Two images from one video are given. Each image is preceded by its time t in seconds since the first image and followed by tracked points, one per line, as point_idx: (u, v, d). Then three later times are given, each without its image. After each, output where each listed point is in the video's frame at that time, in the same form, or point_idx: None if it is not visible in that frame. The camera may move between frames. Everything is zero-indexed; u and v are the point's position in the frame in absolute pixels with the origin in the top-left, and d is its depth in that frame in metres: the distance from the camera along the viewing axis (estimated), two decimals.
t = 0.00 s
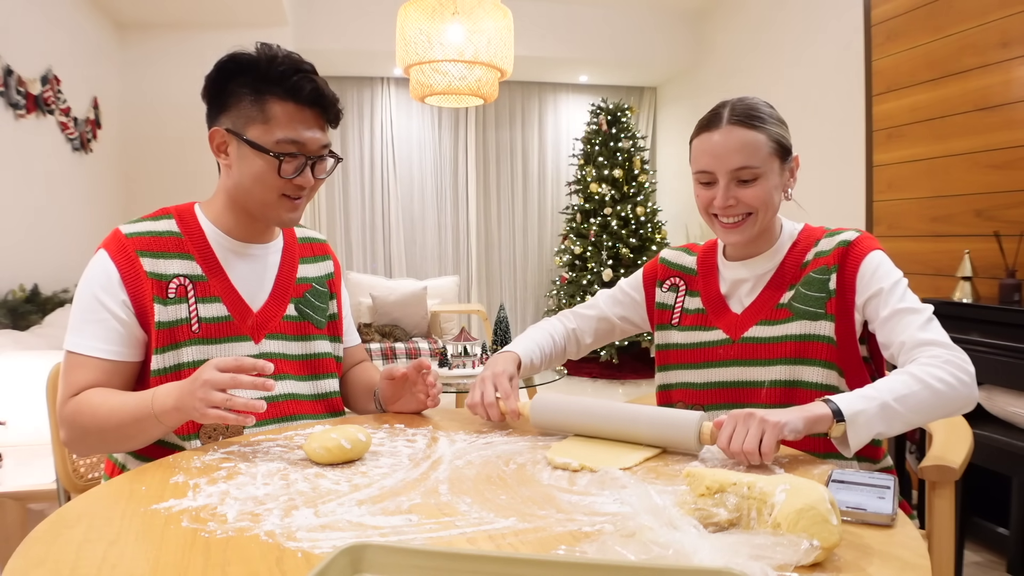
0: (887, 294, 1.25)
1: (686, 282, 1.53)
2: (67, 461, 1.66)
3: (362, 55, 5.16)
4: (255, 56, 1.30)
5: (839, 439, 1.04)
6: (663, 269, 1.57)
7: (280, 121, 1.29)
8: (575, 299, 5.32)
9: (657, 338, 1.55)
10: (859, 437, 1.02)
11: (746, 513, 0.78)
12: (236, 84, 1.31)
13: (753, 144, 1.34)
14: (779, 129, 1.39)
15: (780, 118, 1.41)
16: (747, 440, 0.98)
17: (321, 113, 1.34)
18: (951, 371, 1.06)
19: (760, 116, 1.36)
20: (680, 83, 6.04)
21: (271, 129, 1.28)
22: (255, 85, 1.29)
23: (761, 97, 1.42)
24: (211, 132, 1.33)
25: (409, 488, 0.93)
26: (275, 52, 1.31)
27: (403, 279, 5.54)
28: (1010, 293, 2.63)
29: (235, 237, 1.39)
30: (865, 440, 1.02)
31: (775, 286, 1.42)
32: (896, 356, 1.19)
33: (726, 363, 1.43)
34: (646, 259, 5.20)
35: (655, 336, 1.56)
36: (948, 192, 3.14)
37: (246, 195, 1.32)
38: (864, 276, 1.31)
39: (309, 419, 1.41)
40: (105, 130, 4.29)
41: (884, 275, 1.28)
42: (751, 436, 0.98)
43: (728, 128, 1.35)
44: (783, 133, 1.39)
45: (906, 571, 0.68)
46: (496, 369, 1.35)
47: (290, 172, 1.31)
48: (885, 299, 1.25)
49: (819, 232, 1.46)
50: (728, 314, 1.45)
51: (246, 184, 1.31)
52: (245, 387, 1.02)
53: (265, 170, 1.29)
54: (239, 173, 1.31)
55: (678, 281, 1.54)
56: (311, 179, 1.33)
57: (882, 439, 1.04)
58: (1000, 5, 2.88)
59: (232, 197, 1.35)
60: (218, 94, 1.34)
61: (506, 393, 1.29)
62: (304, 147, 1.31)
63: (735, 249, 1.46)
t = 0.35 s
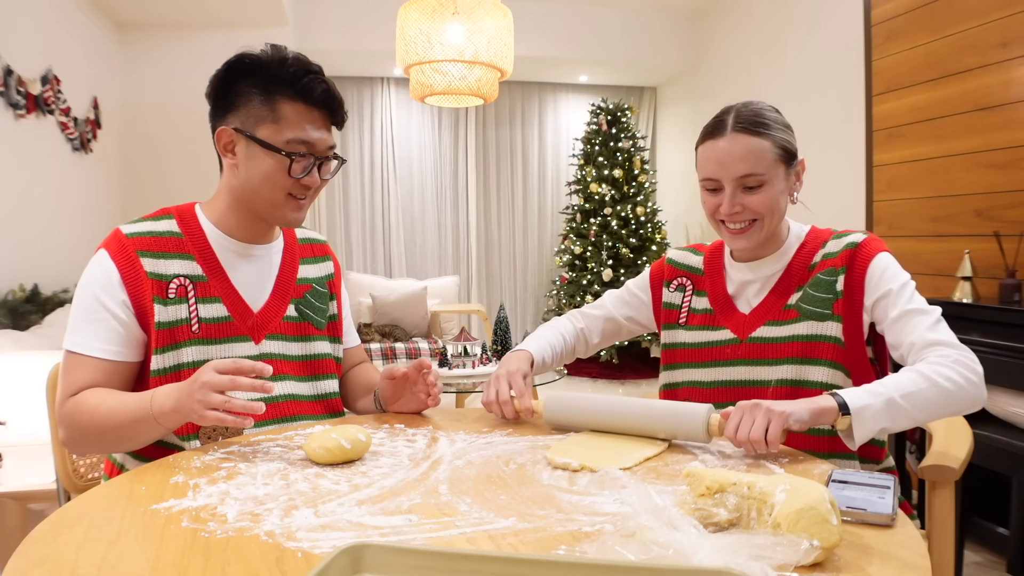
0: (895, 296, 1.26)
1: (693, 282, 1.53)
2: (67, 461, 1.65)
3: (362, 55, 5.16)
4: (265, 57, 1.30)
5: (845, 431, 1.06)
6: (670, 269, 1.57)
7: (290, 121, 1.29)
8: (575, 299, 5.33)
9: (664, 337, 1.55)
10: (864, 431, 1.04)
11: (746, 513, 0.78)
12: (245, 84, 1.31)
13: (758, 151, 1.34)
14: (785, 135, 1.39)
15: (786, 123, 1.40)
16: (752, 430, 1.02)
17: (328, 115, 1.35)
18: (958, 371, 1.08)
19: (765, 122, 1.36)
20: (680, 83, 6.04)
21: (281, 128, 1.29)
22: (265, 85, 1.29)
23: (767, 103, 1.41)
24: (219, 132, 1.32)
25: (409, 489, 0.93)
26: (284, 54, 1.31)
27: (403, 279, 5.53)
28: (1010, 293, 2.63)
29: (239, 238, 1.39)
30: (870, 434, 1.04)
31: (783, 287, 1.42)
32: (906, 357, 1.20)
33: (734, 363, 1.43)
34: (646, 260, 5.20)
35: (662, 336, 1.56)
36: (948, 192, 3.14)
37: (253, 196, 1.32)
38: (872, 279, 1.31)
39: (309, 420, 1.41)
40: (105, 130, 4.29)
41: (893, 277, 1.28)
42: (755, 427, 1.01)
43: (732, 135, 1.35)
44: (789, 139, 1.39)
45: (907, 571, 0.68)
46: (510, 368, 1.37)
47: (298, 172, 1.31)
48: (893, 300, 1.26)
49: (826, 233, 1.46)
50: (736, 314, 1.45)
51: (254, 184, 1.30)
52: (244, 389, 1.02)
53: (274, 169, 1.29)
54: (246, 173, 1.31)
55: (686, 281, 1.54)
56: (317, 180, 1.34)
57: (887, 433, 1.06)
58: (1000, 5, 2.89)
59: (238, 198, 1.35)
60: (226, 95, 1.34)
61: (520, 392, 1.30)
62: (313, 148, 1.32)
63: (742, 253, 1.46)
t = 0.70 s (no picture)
0: (911, 309, 1.27)
1: (697, 287, 1.53)
2: (68, 461, 1.65)
3: (362, 55, 5.16)
4: (274, 57, 1.30)
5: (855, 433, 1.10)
6: (674, 279, 1.57)
7: (297, 120, 1.29)
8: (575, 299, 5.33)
9: (671, 344, 1.55)
10: (875, 436, 1.07)
11: (746, 513, 0.78)
12: (253, 84, 1.32)
13: (761, 144, 1.35)
14: (789, 132, 1.39)
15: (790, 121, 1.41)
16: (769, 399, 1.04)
17: (333, 116, 1.36)
18: (971, 393, 1.12)
19: (768, 118, 1.37)
20: (680, 83, 6.04)
21: (288, 128, 1.29)
22: (272, 85, 1.30)
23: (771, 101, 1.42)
24: (226, 130, 1.32)
25: (409, 488, 0.93)
26: (293, 54, 1.32)
27: (403, 279, 5.53)
28: (1010, 293, 2.63)
29: (243, 238, 1.39)
30: (880, 440, 1.08)
31: (791, 288, 1.41)
32: (919, 371, 1.22)
33: (743, 365, 1.43)
34: (646, 259, 5.20)
35: (670, 343, 1.55)
36: (948, 192, 3.15)
37: (258, 195, 1.32)
38: (884, 286, 1.32)
39: (310, 419, 1.41)
40: (105, 130, 4.29)
41: (904, 288, 1.30)
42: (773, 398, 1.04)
43: (735, 129, 1.36)
44: (793, 135, 1.39)
45: (907, 571, 0.68)
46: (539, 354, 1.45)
47: (305, 172, 1.30)
48: (909, 313, 1.27)
49: (833, 236, 1.46)
50: (743, 316, 1.45)
51: (260, 182, 1.30)
52: (243, 383, 1.02)
53: (281, 168, 1.29)
54: (252, 172, 1.30)
55: (690, 287, 1.54)
56: (322, 180, 1.34)
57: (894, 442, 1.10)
58: (1000, 5, 2.88)
59: (243, 196, 1.35)
60: (233, 95, 1.34)
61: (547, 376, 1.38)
62: (319, 147, 1.32)
63: (748, 250, 1.46)
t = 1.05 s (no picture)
0: (918, 317, 1.28)
1: (694, 290, 1.53)
2: (67, 461, 1.65)
3: (362, 55, 5.16)
4: (280, 58, 1.30)
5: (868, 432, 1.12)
6: (670, 282, 1.57)
7: (302, 120, 1.29)
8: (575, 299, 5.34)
9: (670, 348, 1.54)
10: (888, 436, 1.10)
11: (746, 513, 0.78)
12: (258, 84, 1.32)
13: (756, 147, 1.34)
14: (784, 132, 1.39)
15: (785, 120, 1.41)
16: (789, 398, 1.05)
17: (338, 117, 1.37)
18: (979, 399, 1.13)
19: (762, 119, 1.36)
20: (680, 83, 6.04)
21: (293, 128, 1.29)
22: (277, 86, 1.30)
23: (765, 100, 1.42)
24: (230, 130, 1.32)
25: (409, 488, 0.93)
26: (298, 55, 1.32)
27: (403, 279, 5.53)
28: (1010, 293, 2.63)
29: (246, 237, 1.39)
30: (892, 441, 1.11)
31: (789, 291, 1.41)
32: (926, 378, 1.23)
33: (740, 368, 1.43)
34: (646, 259, 5.20)
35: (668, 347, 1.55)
36: (948, 192, 3.15)
37: (262, 194, 1.32)
38: (886, 290, 1.33)
39: (311, 419, 1.41)
40: (105, 130, 4.29)
41: (906, 294, 1.31)
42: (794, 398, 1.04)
43: (728, 131, 1.36)
44: (787, 135, 1.39)
45: (907, 571, 0.68)
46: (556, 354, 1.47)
47: (308, 172, 1.31)
48: (915, 321, 1.28)
49: (831, 236, 1.46)
50: (740, 318, 1.44)
51: (264, 182, 1.30)
52: (246, 379, 1.02)
53: (285, 167, 1.29)
54: (256, 170, 1.30)
55: (686, 290, 1.54)
56: (326, 180, 1.34)
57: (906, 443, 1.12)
58: (1000, 5, 2.88)
59: (245, 196, 1.35)
60: (237, 95, 1.34)
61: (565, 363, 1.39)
62: (323, 147, 1.32)
63: (745, 255, 1.46)
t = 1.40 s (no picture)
0: (916, 330, 1.28)
1: (691, 293, 1.54)
2: (67, 461, 1.65)
3: (362, 55, 5.16)
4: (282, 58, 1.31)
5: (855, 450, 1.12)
6: (667, 284, 1.57)
7: (304, 121, 1.29)
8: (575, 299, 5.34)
9: (667, 352, 1.55)
10: (873, 455, 1.09)
11: (746, 513, 0.78)
12: (260, 84, 1.32)
13: (741, 150, 1.33)
14: (774, 133, 1.37)
15: (776, 120, 1.38)
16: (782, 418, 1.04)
17: (339, 118, 1.37)
18: (972, 418, 1.12)
19: (749, 121, 1.35)
20: (680, 83, 6.04)
21: (294, 128, 1.29)
22: (278, 85, 1.30)
23: (757, 101, 1.40)
24: (231, 130, 1.32)
25: (409, 489, 0.93)
26: (301, 55, 1.32)
27: (403, 279, 5.53)
28: (1010, 293, 2.63)
29: (248, 238, 1.39)
30: (878, 460, 1.10)
31: (790, 298, 1.41)
32: (922, 395, 1.23)
33: (738, 378, 1.43)
34: (645, 259, 5.20)
35: (665, 352, 1.56)
36: (948, 192, 3.15)
37: (262, 195, 1.32)
38: (888, 300, 1.33)
39: (311, 419, 1.41)
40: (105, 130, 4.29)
41: (908, 305, 1.30)
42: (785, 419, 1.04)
43: (714, 135, 1.35)
44: (778, 136, 1.37)
45: (907, 571, 0.68)
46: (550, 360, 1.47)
47: (309, 173, 1.31)
48: (914, 335, 1.28)
49: (833, 237, 1.45)
50: (739, 326, 1.45)
51: (264, 182, 1.30)
52: (243, 379, 1.02)
53: (286, 168, 1.29)
54: (257, 171, 1.30)
55: (683, 292, 1.55)
56: (327, 181, 1.34)
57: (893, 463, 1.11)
58: (1000, 5, 2.88)
59: (246, 197, 1.35)
60: (238, 94, 1.34)
61: (552, 380, 1.38)
62: (324, 148, 1.32)
63: (741, 262, 1.45)
